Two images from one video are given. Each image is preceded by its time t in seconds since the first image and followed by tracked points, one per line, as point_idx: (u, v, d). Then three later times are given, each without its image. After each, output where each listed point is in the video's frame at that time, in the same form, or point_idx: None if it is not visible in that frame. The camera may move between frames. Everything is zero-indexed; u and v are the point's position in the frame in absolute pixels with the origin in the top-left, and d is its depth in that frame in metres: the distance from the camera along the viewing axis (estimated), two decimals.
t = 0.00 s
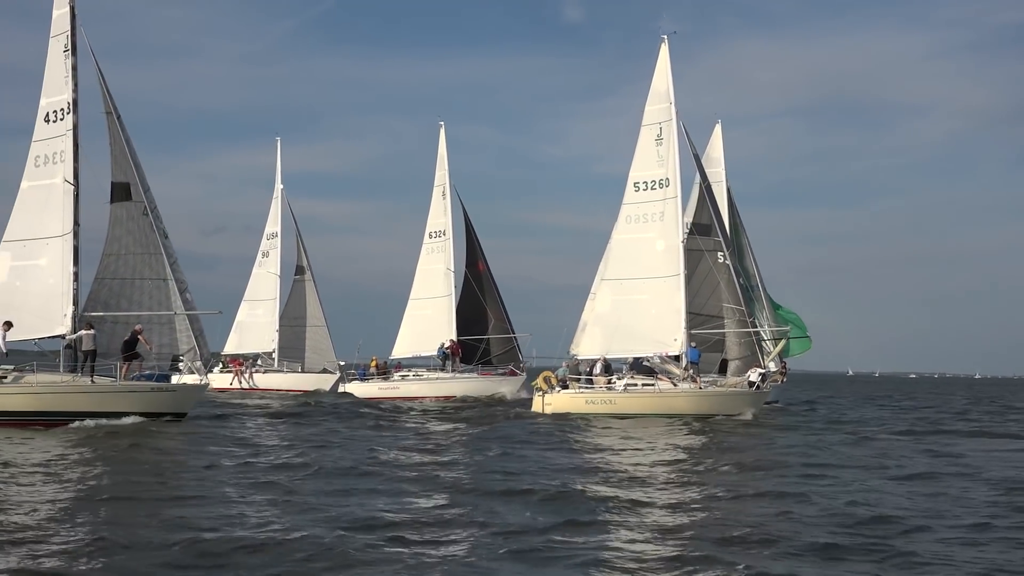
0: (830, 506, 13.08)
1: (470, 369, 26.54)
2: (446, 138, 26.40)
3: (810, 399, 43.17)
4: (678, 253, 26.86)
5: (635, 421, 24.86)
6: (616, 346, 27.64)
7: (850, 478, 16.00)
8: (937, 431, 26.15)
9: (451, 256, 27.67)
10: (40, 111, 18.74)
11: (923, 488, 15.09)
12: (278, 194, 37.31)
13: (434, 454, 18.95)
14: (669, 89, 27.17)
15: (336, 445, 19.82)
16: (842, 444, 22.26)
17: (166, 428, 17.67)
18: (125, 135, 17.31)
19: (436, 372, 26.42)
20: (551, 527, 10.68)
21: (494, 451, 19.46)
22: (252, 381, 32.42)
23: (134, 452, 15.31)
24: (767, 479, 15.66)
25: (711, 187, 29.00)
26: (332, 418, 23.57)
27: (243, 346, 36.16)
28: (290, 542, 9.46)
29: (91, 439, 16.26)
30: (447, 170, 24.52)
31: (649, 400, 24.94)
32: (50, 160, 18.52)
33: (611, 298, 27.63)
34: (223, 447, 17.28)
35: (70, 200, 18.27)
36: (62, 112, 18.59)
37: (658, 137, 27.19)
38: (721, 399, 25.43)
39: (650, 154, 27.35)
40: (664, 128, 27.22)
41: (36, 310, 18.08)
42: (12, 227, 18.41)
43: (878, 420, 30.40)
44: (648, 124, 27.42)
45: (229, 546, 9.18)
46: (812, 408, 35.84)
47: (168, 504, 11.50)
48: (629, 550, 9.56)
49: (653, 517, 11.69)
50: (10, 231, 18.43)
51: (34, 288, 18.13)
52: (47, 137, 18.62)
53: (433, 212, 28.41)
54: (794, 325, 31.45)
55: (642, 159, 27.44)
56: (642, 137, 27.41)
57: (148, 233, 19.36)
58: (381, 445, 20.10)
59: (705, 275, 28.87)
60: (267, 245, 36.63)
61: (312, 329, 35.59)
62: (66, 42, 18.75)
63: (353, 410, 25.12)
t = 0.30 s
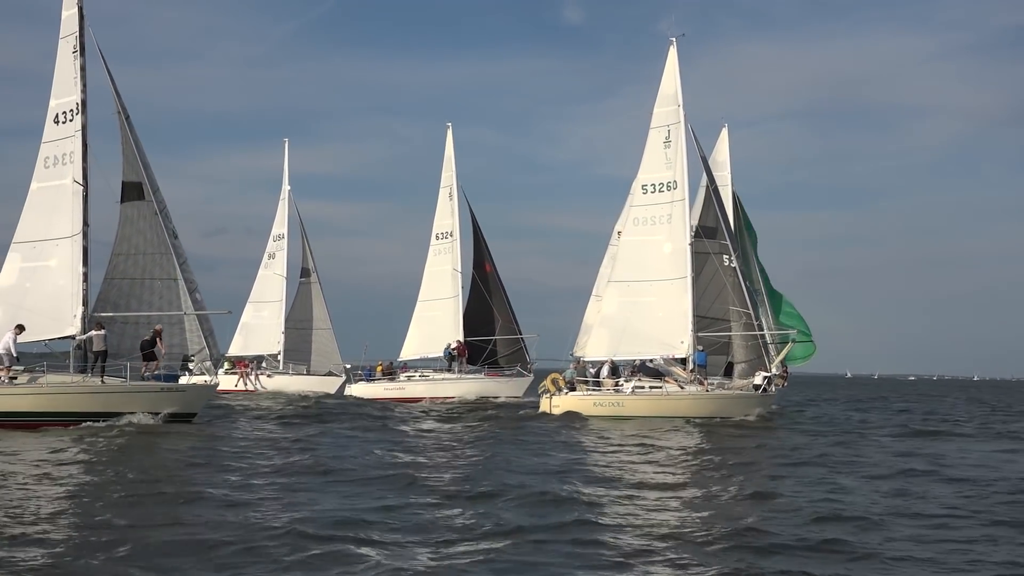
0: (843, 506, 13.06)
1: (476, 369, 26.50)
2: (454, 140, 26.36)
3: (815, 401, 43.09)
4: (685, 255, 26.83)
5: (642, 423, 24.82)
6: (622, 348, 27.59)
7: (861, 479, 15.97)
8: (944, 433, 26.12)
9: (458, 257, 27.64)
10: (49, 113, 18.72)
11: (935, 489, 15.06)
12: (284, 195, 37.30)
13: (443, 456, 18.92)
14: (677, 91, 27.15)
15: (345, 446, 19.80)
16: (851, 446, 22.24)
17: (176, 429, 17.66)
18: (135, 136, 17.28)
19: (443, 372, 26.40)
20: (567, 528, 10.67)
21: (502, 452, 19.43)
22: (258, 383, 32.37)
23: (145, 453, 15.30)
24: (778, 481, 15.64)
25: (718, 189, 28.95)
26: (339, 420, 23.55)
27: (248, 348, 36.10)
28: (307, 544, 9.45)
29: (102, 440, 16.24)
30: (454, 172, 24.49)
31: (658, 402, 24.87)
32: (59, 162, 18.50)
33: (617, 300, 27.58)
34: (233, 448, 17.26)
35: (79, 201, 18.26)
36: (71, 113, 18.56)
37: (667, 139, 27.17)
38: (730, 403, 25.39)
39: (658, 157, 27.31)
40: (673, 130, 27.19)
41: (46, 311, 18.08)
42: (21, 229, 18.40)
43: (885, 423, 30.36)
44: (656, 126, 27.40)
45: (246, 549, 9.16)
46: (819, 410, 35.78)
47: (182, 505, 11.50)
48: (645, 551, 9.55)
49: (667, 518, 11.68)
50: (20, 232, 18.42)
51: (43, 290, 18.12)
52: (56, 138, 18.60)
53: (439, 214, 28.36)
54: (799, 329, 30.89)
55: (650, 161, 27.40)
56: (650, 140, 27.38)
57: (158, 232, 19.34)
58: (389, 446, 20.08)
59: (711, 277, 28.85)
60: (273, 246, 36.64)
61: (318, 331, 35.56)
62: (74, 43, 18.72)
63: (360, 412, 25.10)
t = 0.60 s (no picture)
0: (845, 502, 13.08)
1: (476, 368, 26.40)
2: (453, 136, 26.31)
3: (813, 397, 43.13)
4: (681, 251, 26.86)
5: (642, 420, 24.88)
6: (619, 344, 27.62)
7: (860, 474, 16.03)
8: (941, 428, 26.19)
9: (460, 254, 27.64)
10: (48, 109, 18.61)
11: (935, 484, 15.10)
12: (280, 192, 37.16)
13: (445, 452, 18.91)
14: (672, 87, 27.16)
15: (345, 443, 19.77)
16: (849, 441, 22.30)
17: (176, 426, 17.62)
18: (135, 131, 17.20)
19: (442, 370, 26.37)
20: (570, 525, 10.65)
21: (503, 448, 19.43)
22: (255, 380, 32.30)
23: (147, 449, 15.26)
24: (779, 476, 15.66)
25: (714, 185, 28.97)
26: (339, 417, 23.52)
27: (244, 345, 36.02)
28: (310, 543, 9.44)
29: (103, 437, 16.19)
30: (455, 169, 24.47)
31: (657, 398, 24.94)
32: (58, 158, 18.41)
33: (614, 296, 27.62)
34: (235, 444, 17.23)
35: (79, 197, 18.18)
36: (70, 109, 18.47)
37: (662, 134, 27.18)
38: (728, 399, 25.46)
39: (654, 152, 27.32)
40: (668, 126, 27.22)
41: (47, 308, 18.04)
42: (21, 226, 18.34)
43: (883, 417, 30.41)
44: (651, 122, 27.41)
45: (249, 548, 9.13)
46: (817, 405, 35.83)
47: (186, 503, 11.49)
48: (650, 547, 9.54)
49: (670, 513, 11.69)
50: (19, 229, 18.34)
51: (44, 287, 18.07)
52: (55, 135, 18.50)
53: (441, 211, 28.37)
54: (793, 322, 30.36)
55: (646, 157, 27.42)
56: (646, 136, 27.40)
57: (159, 227, 19.29)
58: (389, 443, 20.07)
59: (708, 272, 28.85)
60: (268, 243, 36.53)
61: (315, 328, 35.30)
62: (73, 39, 18.62)
63: (360, 409, 25.07)
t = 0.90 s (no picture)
0: (841, 502, 13.12)
1: (470, 369, 26.40)
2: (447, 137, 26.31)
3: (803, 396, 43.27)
4: (671, 249, 26.95)
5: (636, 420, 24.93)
6: (610, 343, 27.70)
7: (855, 474, 16.14)
8: (932, 427, 26.37)
9: (456, 257, 27.68)
10: (42, 110, 18.49)
11: (930, 482, 15.17)
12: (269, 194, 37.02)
13: (441, 454, 18.87)
14: (660, 85, 27.20)
15: (340, 445, 19.72)
16: (842, 440, 22.42)
17: (170, 429, 17.52)
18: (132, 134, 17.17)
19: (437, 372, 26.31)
20: (570, 527, 10.66)
21: (499, 450, 19.43)
22: (247, 382, 32.18)
23: (142, 453, 15.18)
24: (775, 477, 15.73)
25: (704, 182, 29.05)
26: (334, 418, 23.48)
27: (233, 347, 35.81)
28: (313, 546, 9.44)
29: (99, 439, 16.12)
30: (451, 171, 24.47)
31: (650, 398, 25.02)
32: (52, 160, 18.32)
33: (604, 295, 27.68)
34: (230, 447, 17.16)
35: (74, 200, 18.13)
36: (64, 111, 18.37)
37: (650, 133, 27.25)
38: (719, 397, 25.57)
39: (642, 151, 27.39)
40: (656, 124, 27.28)
41: (42, 310, 17.98)
42: (15, 228, 18.26)
43: (874, 416, 30.54)
44: (640, 120, 27.49)
45: (248, 552, 9.08)
46: (808, 404, 35.96)
47: (186, 507, 11.47)
48: (650, 549, 9.55)
49: (669, 514, 11.72)
50: (13, 231, 18.26)
51: (39, 289, 18.02)
52: (49, 136, 18.40)
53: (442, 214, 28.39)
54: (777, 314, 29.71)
55: (635, 155, 27.49)
56: (634, 134, 27.46)
57: (155, 229, 19.25)
58: (385, 445, 20.04)
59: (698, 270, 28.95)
60: (256, 244, 36.41)
61: (305, 329, 35.37)
62: (68, 40, 18.53)
63: (354, 410, 25.03)
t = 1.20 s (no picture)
0: (851, 500, 13.05)
1: (474, 367, 26.36)
2: (452, 134, 26.33)
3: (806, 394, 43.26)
4: (674, 246, 26.93)
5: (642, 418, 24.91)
6: (614, 340, 27.64)
7: (863, 472, 16.10)
8: (938, 425, 26.28)
9: (461, 255, 27.66)
10: (53, 108, 18.58)
11: (939, 480, 15.13)
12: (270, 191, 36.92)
13: (449, 452, 18.84)
14: (664, 81, 27.16)
15: (347, 443, 19.68)
16: (848, 438, 22.35)
17: (175, 425, 17.47)
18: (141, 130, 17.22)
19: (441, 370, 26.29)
20: (580, 527, 10.55)
21: (505, 448, 19.40)
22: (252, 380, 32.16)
23: (149, 453, 15.12)
24: (784, 474, 15.68)
25: (707, 179, 29.02)
26: (339, 416, 23.48)
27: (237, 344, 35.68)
28: (320, 544, 9.44)
29: (105, 437, 16.11)
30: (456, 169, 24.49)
31: (656, 396, 25.00)
32: (62, 157, 18.41)
33: (607, 292, 27.65)
34: (237, 446, 17.11)
35: (83, 197, 18.19)
36: (74, 109, 18.44)
37: (653, 129, 27.21)
38: (725, 395, 25.58)
39: (645, 147, 27.32)
40: (659, 120, 27.25)
41: (51, 309, 18.03)
42: (25, 225, 18.34)
43: (879, 414, 30.51)
44: (643, 117, 27.43)
45: (257, 553, 9.01)
46: (812, 403, 35.94)
47: (192, 505, 11.48)
48: (664, 549, 9.48)
49: (680, 513, 11.65)
50: (23, 229, 18.36)
51: (48, 287, 18.08)
52: (59, 134, 18.49)
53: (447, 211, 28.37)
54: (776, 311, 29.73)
55: (638, 152, 27.41)
56: (637, 130, 27.40)
57: (164, 226, 19.26)
58: (391, 443, 20.01)
59: (701, 266, 28.89)
60: (258, 241, 36.28)
61: (308, 326, 35.22)
62: (78, 37, 18.58)
63: (359, 408, 25.03)
